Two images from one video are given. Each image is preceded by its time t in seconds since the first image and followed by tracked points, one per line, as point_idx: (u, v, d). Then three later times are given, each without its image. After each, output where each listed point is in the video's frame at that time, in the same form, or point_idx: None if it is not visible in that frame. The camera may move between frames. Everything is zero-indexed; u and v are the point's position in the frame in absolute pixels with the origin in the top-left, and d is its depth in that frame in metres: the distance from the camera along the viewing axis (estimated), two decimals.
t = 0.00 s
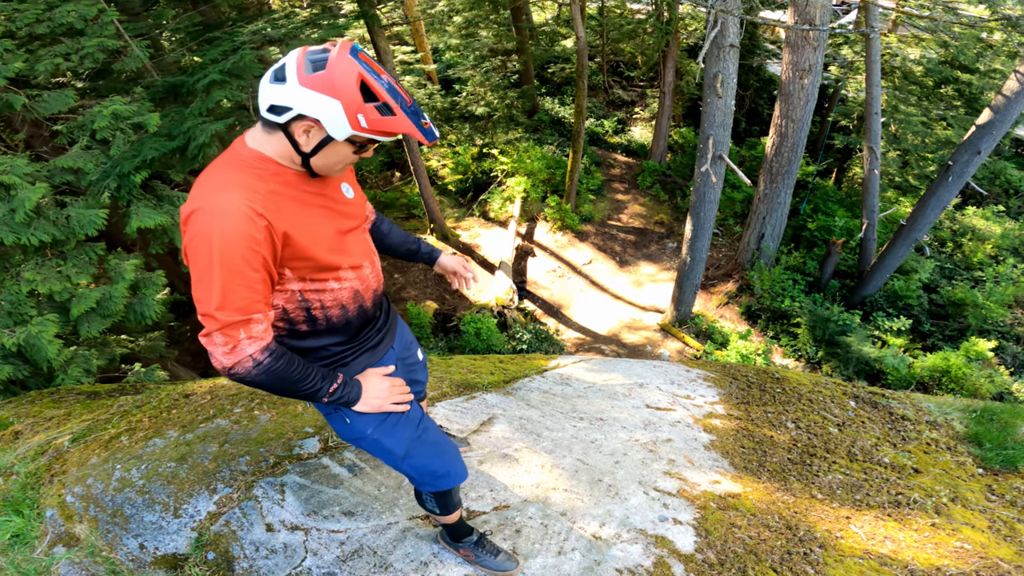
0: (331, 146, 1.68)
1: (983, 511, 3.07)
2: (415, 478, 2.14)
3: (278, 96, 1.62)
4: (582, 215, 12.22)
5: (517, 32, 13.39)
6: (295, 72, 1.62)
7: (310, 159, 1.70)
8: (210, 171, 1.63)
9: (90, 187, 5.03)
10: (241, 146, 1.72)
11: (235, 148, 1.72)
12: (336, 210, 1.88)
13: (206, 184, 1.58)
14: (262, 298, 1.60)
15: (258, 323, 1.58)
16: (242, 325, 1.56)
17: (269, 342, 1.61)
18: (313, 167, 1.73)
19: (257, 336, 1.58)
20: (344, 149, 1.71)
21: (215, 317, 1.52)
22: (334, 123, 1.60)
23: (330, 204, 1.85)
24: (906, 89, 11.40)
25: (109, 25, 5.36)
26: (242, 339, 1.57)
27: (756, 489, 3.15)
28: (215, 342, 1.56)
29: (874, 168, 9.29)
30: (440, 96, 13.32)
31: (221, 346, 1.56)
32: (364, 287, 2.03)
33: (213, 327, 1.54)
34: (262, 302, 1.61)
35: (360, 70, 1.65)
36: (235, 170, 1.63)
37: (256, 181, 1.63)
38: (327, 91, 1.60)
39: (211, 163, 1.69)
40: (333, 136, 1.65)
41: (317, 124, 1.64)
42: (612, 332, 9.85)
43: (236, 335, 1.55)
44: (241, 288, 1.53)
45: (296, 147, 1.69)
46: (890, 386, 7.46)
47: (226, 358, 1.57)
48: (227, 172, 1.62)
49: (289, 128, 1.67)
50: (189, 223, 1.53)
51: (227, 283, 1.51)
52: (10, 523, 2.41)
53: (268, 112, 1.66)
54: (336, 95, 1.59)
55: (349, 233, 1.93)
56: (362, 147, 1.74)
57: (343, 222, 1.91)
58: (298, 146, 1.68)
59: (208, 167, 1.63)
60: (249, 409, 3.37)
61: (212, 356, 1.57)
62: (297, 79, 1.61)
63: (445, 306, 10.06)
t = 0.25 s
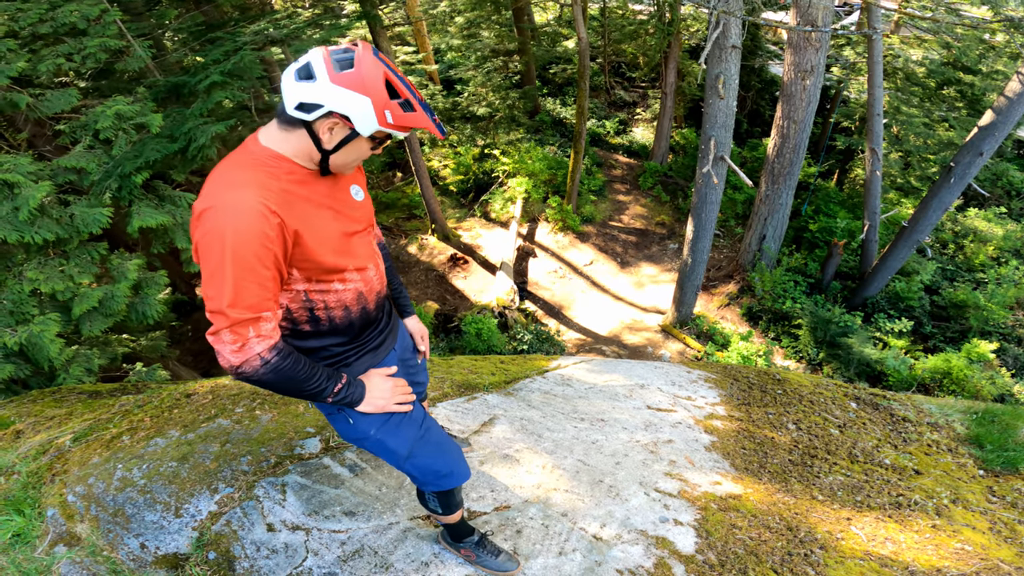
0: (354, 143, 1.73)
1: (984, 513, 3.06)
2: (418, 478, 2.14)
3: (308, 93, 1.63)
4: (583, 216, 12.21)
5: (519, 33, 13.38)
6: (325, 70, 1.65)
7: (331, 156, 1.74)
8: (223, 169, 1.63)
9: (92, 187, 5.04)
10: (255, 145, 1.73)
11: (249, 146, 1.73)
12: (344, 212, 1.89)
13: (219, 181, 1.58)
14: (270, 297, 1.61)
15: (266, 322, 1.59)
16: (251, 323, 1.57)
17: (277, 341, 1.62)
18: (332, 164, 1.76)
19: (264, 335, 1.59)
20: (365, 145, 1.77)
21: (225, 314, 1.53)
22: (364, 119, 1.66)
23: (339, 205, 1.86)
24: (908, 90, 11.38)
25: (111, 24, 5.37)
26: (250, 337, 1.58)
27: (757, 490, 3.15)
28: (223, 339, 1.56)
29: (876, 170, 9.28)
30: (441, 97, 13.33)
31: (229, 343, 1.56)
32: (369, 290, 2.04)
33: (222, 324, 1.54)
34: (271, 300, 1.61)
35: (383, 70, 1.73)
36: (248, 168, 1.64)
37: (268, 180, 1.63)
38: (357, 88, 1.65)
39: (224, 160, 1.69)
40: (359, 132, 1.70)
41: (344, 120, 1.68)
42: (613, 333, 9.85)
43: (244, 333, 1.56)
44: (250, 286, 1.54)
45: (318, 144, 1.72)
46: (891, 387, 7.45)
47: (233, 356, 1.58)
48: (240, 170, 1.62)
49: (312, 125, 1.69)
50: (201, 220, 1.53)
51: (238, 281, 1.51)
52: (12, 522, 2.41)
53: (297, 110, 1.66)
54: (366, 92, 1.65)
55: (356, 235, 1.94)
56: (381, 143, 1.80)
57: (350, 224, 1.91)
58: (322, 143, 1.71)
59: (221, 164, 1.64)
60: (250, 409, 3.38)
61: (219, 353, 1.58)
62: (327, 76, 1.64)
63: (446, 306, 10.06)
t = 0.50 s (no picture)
0: (365, 133, 1.76)
1: (983, 512, 3.07)
2: (416, 479, 2.14)
3: (321, 86, 1.63)
4: (583, 215, 12.21)
5: (518, 32, 13.37)
6: (334, 64, 1.66)
7: (342, 148, 1.75)
8: (228, 164, 1.63)
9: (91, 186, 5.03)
10: (261, 141, 1.72)
11: (255, 142, 1.72)
12: (347, 211, 1.89)
13: (225, 176, 1.58)
14: (274, 292, 1.60)
15: (270, 317, 1.59)
16: (255, 318, 1.56)
17: (280, 337, 1.61)
18: (342, 157, 1.77)
19: (268, 330, 1.59)
20: (374, 135, 1.80)
21: (230, 308, 1.52)
22: (377, 107, 1.69)
23: (341, 203, 1.86)
24: (907, 90, 11.39)
25: (109, 23, 5.36)
26: (254, 332, 1.57)
27: (756, 489, 3.15)
28: (226, 335, 1.55)
29: (875, 169, 9.29)
30: (441, 96, 13.32)
31: (233, 338, 1.55)
32: (368, 290, 2.03)
33: (226, 318, 1.54)
34: (275, 296, 1.61)
35: (384, 61, 1.79)
36: (254, 163, 1.63)
37: (274, 175, 1.63)
38: (367, 78, 1.68)
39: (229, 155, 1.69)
40: (371, 122, 1.73)
41: (357, 112, 1.70)
42: (612, 333, 9.85)
43: (248, 328, 1.56)
44: (256, 280, 1.53)
45: (329, 137, 1.72)
46: (890, 387, 7.45)
47: (236, 351, 1.57)
48: (246, 165, 1.62)
49: (324, 119, 1.69)
50: (206, 214, 1.53)
51: (243, 275, 1.51)
52: (10, 522, 2.41)
53: (312, 104, 1.64)
54: (376, 82, 1.70)
55: (357, 234, 1.94)
56: (388, 133, 1.84)
57: (352, 222, 1.91)
58: (333, 136, 1.72)
59: (227, 159, 1.63)
60: (249, 408, 3.38)
61: (222, 349, 1.57)
62: (338, 69, 1.65)
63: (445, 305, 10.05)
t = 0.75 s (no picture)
0: (365, 131, 1.76)
1: (983, 510, 3.07)
2: (416, 479, 2.14)
3: (322, 84, 1.63)
4: (582, 215, 12.21)
5: (517, 32, 13.38)
6: (334, 62, 1.66)
7: (342, 146, 1.75)
8: (229, 162, 1.62)
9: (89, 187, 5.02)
10: (261, 140, 1.72)
11: (255, 140, 1.72)
12: (346, 209, 1.89)
13: (226, 173, 1.58)
14: (275, 289, 1.60)
15: (271, 312, 1.58)
16: (258, 314, 1.56)
17: (282, 334, 1.60)
18: (342, 154, 1.77)
19: (271, 326, 1.58)
20: (373, 132, 1.80)
21: (232, 304, 1.52)
22: (377, 105, 1.70)
23: (341, 202, 1.86)
24: (906, 88, 11.39)
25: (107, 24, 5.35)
26: (257, 328, 1.56)
27: (756, 488, 3.15)
28: (228, 331, 1.54)
29: (874, 168, 9.29)
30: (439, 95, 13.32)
31: (235, 333, 1.55)
32: (367, 290, 2.03)
33: (228, 314, 1.53)
34: (277, 292, 1.60)
35: (383, 59, 1.79)
36: (255, 160, 1.63)
37: (275, 171, 1.63)
38: (367, 76, 1.69)
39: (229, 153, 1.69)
40: (371, 120, 1.73)
41: (357, 110, 1.70)
42: (612, 332, 9.85)
43: (250, 323, 1.55)
44: (257, 276, 1.53)
45: (329, 135, 1.73)
46: (890, 385, 7.46)
47: (238, 346, 1.56)
48: (246, 163, 1.62)
49: (324, 117, 1.70)
50: (208, 210, 1.53)
51: (245, 270, 1.50)
52: (10, 522, 2.40)
53: (313, 102, 1.64)
54: (375, 80, 1.70)
55: (356, 232, 1.94)
56: (387, 131, 1.84)
57: (351, 220, 1.91)
58: (334, 133, 1.72)
59: (228, 157, 1.63)
60: (248, 408, 3.38)
61: (224, 346, 1.56)
62: (338, 67, 1.65)
63: (445, 305, 10.04)
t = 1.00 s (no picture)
0: (371, 131, 1.77)
1: (984, 512, 3.06)
2: (419, 476, 2.14)
3: (332, 83, 1.64)
4: (583, 215, 12.21)
5: (518, 32, 13.38)
6: (344, 61, 1.67)
7: (349, 145, 1.76)
8: (240, 160, 1.63)
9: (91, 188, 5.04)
10: (270, 137, 1.72)
11: (264, 138, 1.72)
12: (353, 206, 1.89)
13: (238, 170, 1.58)
14: (288, 284, 1.60)
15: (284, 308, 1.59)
16: (270, 309, 1.56)
17: (294, 329, 1.61)
18: (350, 153, 1.78)
19: (283, 321, 1.58)
20: (380, 132, 1.81)
21: (246, 299, 1.52)
22: (385, 105, 1.70)
23: (349, 199, 1.86)
24: (908, 89, 11.38)
25: (110, 24, 5.37)
26: (270, 323, 1.56)
27: (757, 489, 3.14)
28: (241, 327, 1.55)
29: (876, 169, 9.28)
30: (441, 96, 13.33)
31: (248, 329, 1.55)
32: (372, 287, 2.04)
33: (241, 309, 1.53)
34: (289, 287, 1.61)
35: (391, 60, 1.80)
36: (266, 158, 1.64)
37: (286, 168, 1.64)
38: (375, 76, 1.69)
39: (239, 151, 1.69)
40: (378, 120, 1.74)
41: (365, 109, 1.71)
42: (613, 333, 9.86)
43: (264, 318, 1.55)
44: (271, 271, 1.53)
45: (337, 134, 1.74)
46: (891, 386, 7.45)
47: (251, 342, 1.56)
48: (257, 160, 1.62)
49: (333, 115, 1.71)
50: (222, 207, 1.53)
51: (259, 266, 1.51)
52: (12, 521, 2.41)
53: (323, 101, 1.66)
54: (384, 80, 1.71)
55: (362, 229, 1.95)
56: (393, 130, 1.85)
57: (358, 218, 1.92)
58: (342, 132, 1.73)
59: (238, 155, 1.63)
60: (250, 408, 3.38)
61: (236, 341, 1.56)
62: (347, 67, 1.66)
63: (446, 306, 10.04)
